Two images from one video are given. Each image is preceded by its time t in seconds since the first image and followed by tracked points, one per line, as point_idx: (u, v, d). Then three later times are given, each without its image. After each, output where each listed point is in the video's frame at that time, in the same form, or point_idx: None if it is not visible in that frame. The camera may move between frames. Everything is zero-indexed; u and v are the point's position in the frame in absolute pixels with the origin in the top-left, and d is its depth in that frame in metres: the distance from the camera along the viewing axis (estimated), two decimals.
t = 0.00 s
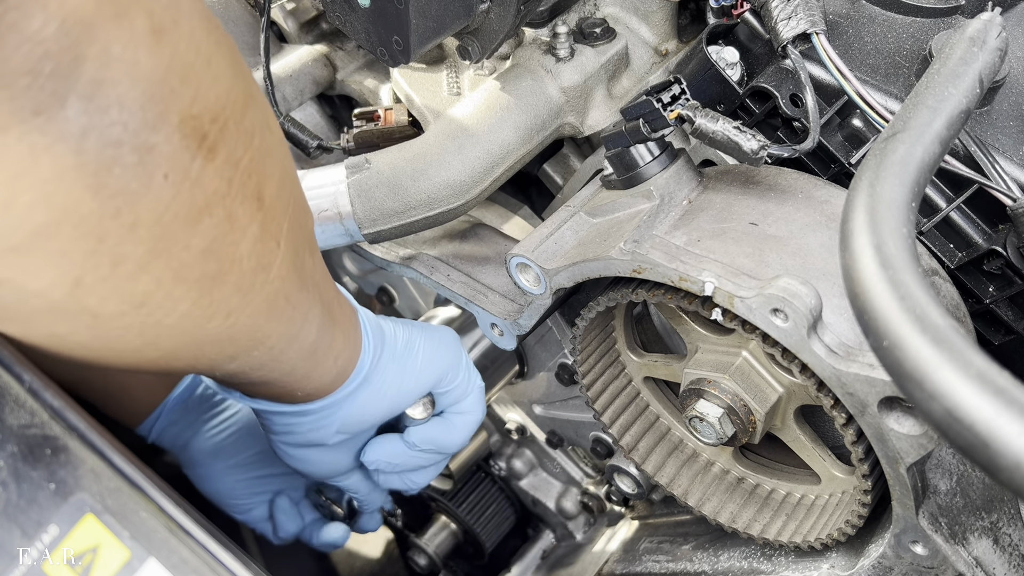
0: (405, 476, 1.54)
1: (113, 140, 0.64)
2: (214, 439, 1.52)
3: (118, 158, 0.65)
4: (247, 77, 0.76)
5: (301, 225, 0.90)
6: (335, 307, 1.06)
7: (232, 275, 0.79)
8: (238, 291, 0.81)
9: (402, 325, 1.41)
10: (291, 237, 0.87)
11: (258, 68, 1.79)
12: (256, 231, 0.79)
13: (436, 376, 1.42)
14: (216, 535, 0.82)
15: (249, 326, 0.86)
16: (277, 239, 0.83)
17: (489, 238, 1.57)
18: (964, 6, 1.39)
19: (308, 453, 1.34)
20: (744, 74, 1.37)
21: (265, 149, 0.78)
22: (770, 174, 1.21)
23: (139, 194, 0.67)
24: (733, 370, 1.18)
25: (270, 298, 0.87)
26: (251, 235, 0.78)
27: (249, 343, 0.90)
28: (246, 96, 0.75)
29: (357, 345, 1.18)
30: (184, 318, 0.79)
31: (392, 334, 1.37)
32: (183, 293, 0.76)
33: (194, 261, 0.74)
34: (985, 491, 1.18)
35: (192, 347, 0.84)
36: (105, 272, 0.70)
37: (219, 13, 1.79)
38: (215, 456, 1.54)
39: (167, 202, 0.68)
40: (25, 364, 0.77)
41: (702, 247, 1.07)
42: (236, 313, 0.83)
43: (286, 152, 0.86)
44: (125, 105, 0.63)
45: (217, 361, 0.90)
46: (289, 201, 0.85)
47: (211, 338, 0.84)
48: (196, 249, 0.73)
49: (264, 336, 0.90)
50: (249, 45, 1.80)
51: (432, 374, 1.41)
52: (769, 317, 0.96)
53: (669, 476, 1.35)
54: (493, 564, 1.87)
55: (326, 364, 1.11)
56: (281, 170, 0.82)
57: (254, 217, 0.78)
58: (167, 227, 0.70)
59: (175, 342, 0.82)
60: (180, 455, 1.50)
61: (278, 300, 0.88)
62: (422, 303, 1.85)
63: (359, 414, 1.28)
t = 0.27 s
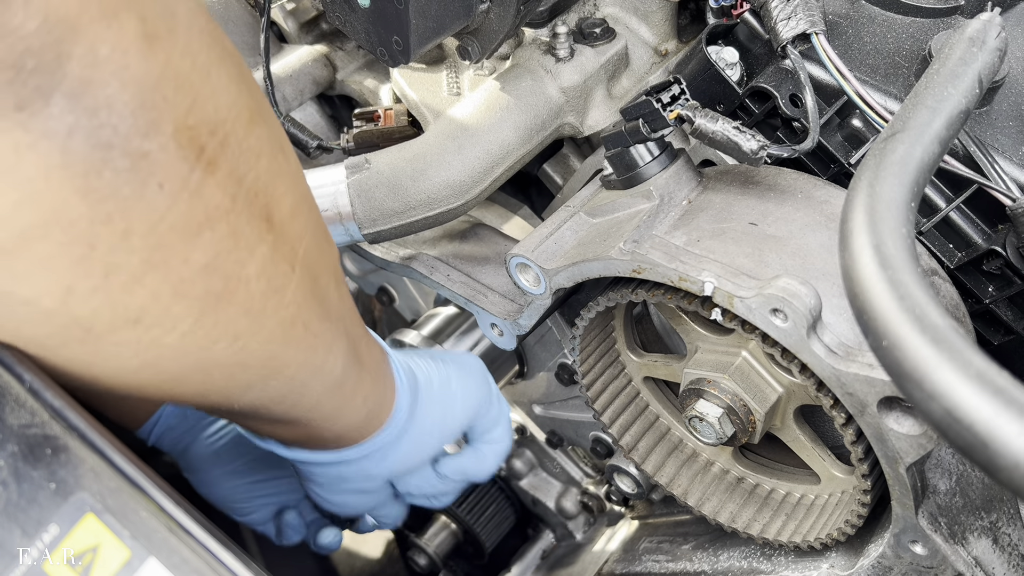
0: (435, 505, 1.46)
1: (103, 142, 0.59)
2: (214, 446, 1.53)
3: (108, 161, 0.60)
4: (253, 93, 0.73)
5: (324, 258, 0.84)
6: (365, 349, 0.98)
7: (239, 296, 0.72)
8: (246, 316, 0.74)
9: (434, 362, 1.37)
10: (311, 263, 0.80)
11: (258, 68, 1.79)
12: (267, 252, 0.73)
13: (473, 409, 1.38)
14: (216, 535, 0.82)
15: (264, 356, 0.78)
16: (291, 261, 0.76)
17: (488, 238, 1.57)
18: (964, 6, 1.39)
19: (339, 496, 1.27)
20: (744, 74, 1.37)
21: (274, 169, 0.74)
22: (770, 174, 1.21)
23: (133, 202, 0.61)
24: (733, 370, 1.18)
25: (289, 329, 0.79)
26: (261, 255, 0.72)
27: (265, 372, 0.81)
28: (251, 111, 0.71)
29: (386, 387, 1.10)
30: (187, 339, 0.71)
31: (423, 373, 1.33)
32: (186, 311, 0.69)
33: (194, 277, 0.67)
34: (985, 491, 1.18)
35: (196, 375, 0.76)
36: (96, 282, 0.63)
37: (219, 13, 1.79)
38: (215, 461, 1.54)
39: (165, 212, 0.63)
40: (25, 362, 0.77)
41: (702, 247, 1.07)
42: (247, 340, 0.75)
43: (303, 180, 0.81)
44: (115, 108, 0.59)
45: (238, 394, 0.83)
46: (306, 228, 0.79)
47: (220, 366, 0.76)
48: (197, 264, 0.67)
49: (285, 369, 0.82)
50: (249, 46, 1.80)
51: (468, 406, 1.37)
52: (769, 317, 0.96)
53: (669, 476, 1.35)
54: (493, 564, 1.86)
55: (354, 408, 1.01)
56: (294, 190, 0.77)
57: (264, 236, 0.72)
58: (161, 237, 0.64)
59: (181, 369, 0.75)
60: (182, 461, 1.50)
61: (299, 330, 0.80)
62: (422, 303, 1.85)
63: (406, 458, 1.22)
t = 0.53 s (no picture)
0: (460, 530, 1.57)
1: (109, 149, 0.59)
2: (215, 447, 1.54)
3: (114, 166, 0.60)
4: (263, 110, 0.75)
5: (342, 276, 0.85)
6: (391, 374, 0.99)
7: (250, 305, 0.72)
8: (258, 327, 0.74)
9: (470, 401, 1.42)
10: (327, 281, 0.81)
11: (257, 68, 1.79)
12: (280, 264, 0.74)
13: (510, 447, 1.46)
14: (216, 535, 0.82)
15: (279, 370, 0.78)
16: (306, 278, 0.78)
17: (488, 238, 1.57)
18: (964, 5, 1.39)
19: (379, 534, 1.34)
20: (744, 74, 1.37)
21: (287, 187, 0.76)
22: (770, 174, 1.21)
23: (140, 206, 0.62)
24: (733, 370, 1.18)
25: (302, 342, 0.78)
26: (274, 266, 0.73)
27: (284, 394, 0.81)
28: (262, 129, 0.73)
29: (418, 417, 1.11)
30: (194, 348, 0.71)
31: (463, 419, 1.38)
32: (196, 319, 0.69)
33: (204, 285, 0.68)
34: (985, 492, 1.18)
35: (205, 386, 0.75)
36: (102, 287, 0.63)
37: (219, 13, 1.79)
38: (215, 463, 1.55)
39: (176, 219, 0.64)
40: (25, 360, 0.74)
41: (703, 247, 1.07)
42: (258, 352, 0.75)
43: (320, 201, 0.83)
44: (121, 116, 0.59)
45: (248, 414, 0.81)
46: (322, 245, 0.81)
47: (232, 381, 0.76)
48: (208, 273, 0.68)
49: (301, 388, 0.81)
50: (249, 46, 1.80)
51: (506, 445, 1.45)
52: (769, 317, 0.96)
53: (669, 476, 1.35)
54: (493, 563, 1.85)
55: (384, 443, 1.01)
56: (307, 207, 0.79)
57: (277, 247, 0.73)
58: (171, 243, 0.64)
59: (187, 382, 0.73)
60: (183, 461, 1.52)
61: (312, 344, 0.80)
62: (422, 303, 1.85)
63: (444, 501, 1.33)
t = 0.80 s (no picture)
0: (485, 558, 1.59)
1: (135, 175, 0.61)
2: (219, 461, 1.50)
3: (139, 192, 0.62)
4: (282, 138, 0.76)
5: (370, 308, 0.84)
6: (421, 404, 0.95)
7: (280, 327, 0.71)
8: (289, 351, 0.72)
9: (503, 436, 1.43)
10: (355, 311, 0.80)
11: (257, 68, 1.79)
12: (305, 287, 0.73)
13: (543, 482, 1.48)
14: (216, 536, 0.82)
15: (313, 396, 0.76)
16: (333, 302, 0.76)
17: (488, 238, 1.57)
18: (965, 5, 1.39)
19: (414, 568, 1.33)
20: (745, 74, 1.37)
21: (310, 213, 0.76)
22: (770, 174, 1.21)
23: (165, 227, 0.63)
24: (734, 370, 1.18)
25: (334, 367, 0.76)
26: (299, 289, 0.72)
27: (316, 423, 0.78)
28: (281, 155, 0.74)
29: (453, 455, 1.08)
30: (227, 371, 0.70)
31: (500, 455, 1.39)
32: (228, 342, 0.69)
33: (231, 306, 0.68)
34: (986, 492, 1.18)
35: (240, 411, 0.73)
36: (133, 305, 0.63)
37: (219, 12, 1.79)
38: (218, 473, 1.51)
39: (199, 239, 0.65)
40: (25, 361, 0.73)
41: (703, 247, 1.07)
42: (291, 377, 0.73)
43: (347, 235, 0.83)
44: (146, 143, 0.62)
45: (284, 448, 0.79)
46: (348, 274, 0.80)
47: (266, 405, 0.74)
48: (234, 292, 0.68)
49: (335, 417, 0.79)
50: (249, 46, 1.80)
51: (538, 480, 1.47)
52: (770, 317, 0.96)
53: (669, 476, 1.35)
54: (494, 562, 1.79)
55: (416, 475, 0.96)
56: (332, 235, 0.79)
57: (303, 272, 0.73)
58: (197, 260, 0.65)
59: (224, 408, 0.72)
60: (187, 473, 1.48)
61: (344, 372, 0.78)
62: (422, 303, 1.85)
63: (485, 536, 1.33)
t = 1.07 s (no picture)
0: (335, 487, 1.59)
1: (87, 167, 0.67)
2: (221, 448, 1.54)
3: (85, 175, 0.67)
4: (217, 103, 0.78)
5: (229, 140, 0.81)
6: (275, 257, 0.97)
7: (135, 212, 0.72)
8: (146, 235, 0.74)
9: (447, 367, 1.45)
10: (219, 185, 0.80)
11: (258, 69, 1.79)
12: (168, 170, 0.72)
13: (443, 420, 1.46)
14: (216, 535, 0.82)
15: (162, 273, 0.79)
16: (243, 238, 0.87)
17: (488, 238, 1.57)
18: (964, 5, 1.39)
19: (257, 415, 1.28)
20: (744, 74, 1.37)
21: (236, 165, 0.82)
22: (770, 174, 1.21)
23: (108, 197, 0.70)
24: (733, 369, 1.18)
25: (183, 244, 0.78)
26: (221, 235, 0.83)
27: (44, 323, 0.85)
28: (218, 119, 0.78)
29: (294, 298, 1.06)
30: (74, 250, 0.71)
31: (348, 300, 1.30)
32: (81, 225, 0.69)
33: (85, 191, 0.68)
34: (985, 491, 1.18)
35: (82, 282, 0.75)
36: (64, 250, 0.71)
37: (219, 13, 1.80)
38: (221, 464, 1.55)
39: (59, 128, 0.63)
40: (24, 363, 0.78)
41: (702, 247, 1.07)
42: (144, 256, 0.76)
43: (217, 97, 0.79)
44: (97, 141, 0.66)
45: (117, 309, 0.82)
46: (215, 153, 0.78)
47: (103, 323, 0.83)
48: (87, 179, 0.67)
49: (180, 287, 0.83)
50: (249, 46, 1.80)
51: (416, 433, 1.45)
52: (769, 317, 0.96)
53: (669, 476, 1.35)
54: (493, 563, 1.87)
55: (258, 311, 1.00)
56: (201, 106, 0.74)
57: (164, 150, 0.71)
58: (51, 150, 0.64)
59: (71, 285, 0.75)
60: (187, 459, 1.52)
61: (198, 247, 0.81)
62: (423, 303, 1.85)
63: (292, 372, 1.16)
